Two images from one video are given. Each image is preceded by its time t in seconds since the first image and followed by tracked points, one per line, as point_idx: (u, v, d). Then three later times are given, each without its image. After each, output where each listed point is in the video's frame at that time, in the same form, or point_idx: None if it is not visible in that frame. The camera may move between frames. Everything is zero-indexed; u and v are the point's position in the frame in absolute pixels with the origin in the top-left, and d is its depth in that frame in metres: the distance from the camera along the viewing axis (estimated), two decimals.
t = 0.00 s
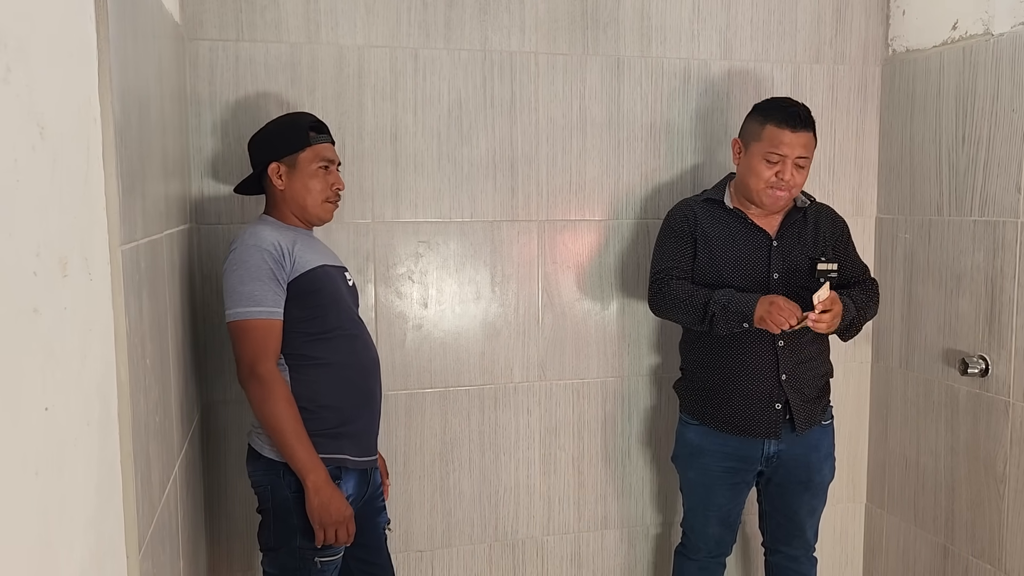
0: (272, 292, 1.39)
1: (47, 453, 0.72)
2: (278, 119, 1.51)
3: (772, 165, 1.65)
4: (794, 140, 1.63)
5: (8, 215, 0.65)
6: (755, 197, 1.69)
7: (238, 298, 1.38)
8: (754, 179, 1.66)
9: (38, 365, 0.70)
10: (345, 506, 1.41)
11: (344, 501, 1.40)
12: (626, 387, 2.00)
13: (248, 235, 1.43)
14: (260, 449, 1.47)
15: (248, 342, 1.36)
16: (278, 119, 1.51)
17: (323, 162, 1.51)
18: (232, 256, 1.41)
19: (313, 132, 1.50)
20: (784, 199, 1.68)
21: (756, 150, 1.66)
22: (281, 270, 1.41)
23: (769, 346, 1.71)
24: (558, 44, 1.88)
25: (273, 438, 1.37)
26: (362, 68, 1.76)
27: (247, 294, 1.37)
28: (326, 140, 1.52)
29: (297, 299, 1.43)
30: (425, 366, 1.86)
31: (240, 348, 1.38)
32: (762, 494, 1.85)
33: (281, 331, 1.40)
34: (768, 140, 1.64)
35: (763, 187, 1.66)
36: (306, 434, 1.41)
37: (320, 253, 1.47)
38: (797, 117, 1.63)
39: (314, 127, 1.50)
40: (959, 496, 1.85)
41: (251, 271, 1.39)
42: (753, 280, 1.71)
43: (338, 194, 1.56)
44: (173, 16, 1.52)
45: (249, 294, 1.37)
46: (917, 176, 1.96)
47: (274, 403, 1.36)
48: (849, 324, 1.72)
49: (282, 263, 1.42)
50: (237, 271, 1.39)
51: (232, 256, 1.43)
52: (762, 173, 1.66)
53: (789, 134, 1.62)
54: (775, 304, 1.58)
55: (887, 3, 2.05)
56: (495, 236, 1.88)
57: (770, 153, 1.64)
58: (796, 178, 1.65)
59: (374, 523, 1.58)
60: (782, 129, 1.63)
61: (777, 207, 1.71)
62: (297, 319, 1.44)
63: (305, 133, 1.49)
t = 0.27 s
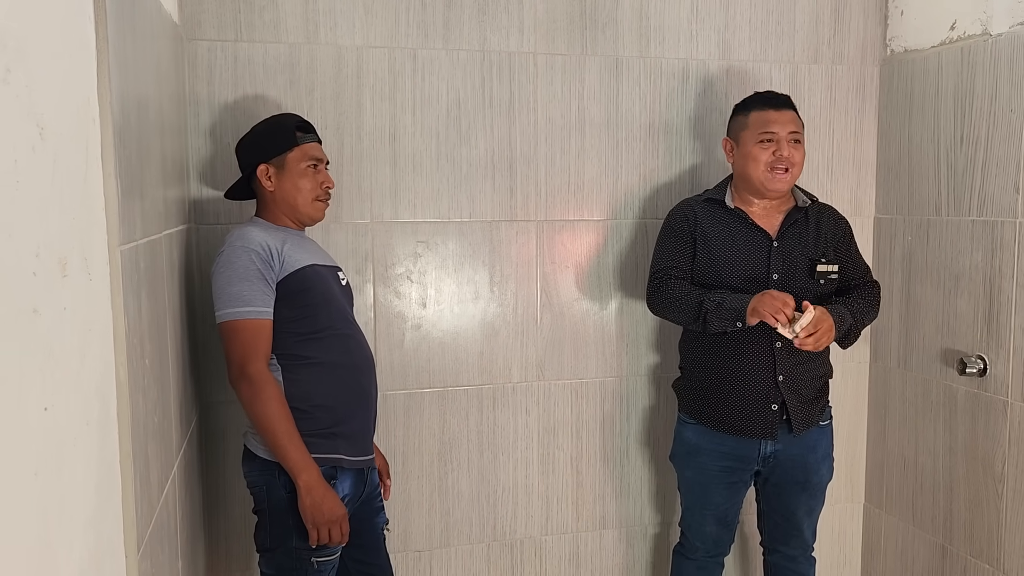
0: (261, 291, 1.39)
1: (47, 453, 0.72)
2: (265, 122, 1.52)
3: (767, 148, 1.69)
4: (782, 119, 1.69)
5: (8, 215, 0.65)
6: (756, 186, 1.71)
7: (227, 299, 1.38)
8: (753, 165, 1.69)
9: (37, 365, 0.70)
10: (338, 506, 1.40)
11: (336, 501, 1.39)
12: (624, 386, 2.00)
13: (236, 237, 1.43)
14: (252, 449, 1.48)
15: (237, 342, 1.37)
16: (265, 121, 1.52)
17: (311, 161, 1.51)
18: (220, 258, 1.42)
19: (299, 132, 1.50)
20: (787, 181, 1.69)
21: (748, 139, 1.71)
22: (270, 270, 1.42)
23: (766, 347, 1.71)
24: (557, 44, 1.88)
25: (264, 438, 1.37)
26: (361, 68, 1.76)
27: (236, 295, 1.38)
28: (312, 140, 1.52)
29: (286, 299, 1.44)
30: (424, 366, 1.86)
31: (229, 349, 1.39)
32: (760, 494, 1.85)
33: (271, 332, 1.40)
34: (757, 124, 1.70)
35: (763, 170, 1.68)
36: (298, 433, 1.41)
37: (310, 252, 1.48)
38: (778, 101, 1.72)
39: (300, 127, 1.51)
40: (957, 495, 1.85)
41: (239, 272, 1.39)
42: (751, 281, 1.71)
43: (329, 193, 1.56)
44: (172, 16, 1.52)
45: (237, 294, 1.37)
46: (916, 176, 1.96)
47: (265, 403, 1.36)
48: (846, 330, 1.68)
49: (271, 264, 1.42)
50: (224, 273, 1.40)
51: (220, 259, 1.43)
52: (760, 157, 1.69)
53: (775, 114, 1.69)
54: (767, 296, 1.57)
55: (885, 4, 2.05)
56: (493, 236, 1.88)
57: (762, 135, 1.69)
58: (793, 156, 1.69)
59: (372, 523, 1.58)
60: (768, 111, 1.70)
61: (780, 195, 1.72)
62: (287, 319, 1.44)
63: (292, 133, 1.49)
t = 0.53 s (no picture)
0: (253, 291, 1.40)
1: (41, 452, 0.72)
2: (256, 124, 1.52)
3: (757, 144, 1.70)
4: (767, 114, 1.71)
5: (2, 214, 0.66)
6: (751, 182, 1.71)
7: (220, 300, 1.39)
8: (744, 162, 1.70)
9: (31, 365, 0.71)
10: (327, 509, 1.40)
11: (325, 504, 1.39)
12: (621, 386, 2.01)
13: (229, 238, 1.44)
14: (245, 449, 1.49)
15: (230, 342, 1.37)
16: (256, 124, 1.52)
17: (304, 162, 1.52)
18: (214, 260, 1.43)
19: (291, 133, 1.51)
20: (781, 172, 1.70)
21: (736, 139, 1.72)
22: (262, 271, 1.43)
23: (763, 346, 1.72)
24: (555, 44, 1.88)
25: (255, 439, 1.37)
26: (359, 69, 1.76)
27: (228, 296, 1.38)
28: (304, 140, 1.53)
29: (280, 299, 1.44)
30: (422, 366, 1.87)
31: (222, 349, 1.39)
32: (757, 494, 1.86)
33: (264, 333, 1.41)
34: (743, 122, 1.72)
35: (756, 165, 1.69)
36: (289, 434, 1.41)
37: (304, 252, 1.49)
38: (761, 99, 1.74)
39: (292, 128, 1.51)
40: (954, 495, 1.85)
41: (231, 273, 1.40)
42: (749, 279, 1.72)
43: (323, 193, 1.56)
44: (170, 17, 1.52)
45: (229, 295, 1.38)
46: (913, 176, 1.97)
47: (257, 403, 1.36)
48: (842, 329, 1.68)
49: (263, 264, 1.43)
50: (217, 274, 1.41)
51: (213, 260, 1.44)
52: (751, 154, 1.70)
53: (760, 111, 1.71)
54: (759, 295, 1.58)
55: (883, 4, 2.06)
56: (491, 236, 1.88)
57: (750, 132, 1.70)
58: (783, 150, 1.70)
59: (368, 523, 1.58)
60: (752, 109, 1.72)
61: (775, 188, 1.72)
62: (281, 319, 1.45)
63: (284, 134, 1.50)
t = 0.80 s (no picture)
0: (252, 290, 1.40)
1: (38, 450, 0.73)
2: (254, 125, 1.52)
3: (750, 163, 1.70)
4: (762, 133, 1.69)
5: None
6: (743, 198, 1.73)
7: (219, 298, 1.39)
8: (736, 182, 1.71)
9: (27, 363, 0.71)
10: (323, 508, 1.41)
11: (321, 503, 1.40)
12: (618, 386, 2.01)
13: (229, 236, 1.45)
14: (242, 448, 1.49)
15: (228, 340, 1.38)
16: (254, 124, 1.52)
17: (303, 163, 1.52)
18: (214, 258, 1.43)
19: (289, 134, 1.51)
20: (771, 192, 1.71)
21: (730, 154, 1.72)
22: (262, 270, 1.43)
23: (758, 344, 1.73)
24: (552, 45, 1.89)
25: (252, 438, 1.38)
26: (356, 69, 1.77)
27: (228, 294, 1.39)
28: (303, 141, 1.53)
29: (279, 298, 1.45)
30: (419, 366, 1.87)
31: (220, 347, 1.39)
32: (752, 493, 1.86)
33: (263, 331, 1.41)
34: (737, 140, 1.70)
35: (747, 187, 1.70)
36: (286, 433, 1.42)
37: (303, 252, 1.49)
38: (756, 112, 1.70)
39: (291, 129, 1.52)
40: (949, 494, 1.86)
41: (231, 272, 1.40)
42: (742, 278, 1.73)
43: (322, 193, 1.57)
44: (167, 18, 1.53)
45: (228, 293, 1.39)
46: (908, 177, 1.97)
47: (254, 402, 1.37)
48: (838, 321, 1.70)
49: (263, 263, 1.43)
50: (217, 272, 1.41)
51: (213, 258, 1.44)
52: (743, 173, 1.70)
53: (755, 129, 1.68)
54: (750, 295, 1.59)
55: (878, 5, 2.07)
56: (488, 236, 1.89)
57: (743, 151, 1.69)
58: (776, 168, 1.70)
59: (364, 523, 1.59)
60: (747, 125, 1.69)
61: (766, 203, 1.74)
62: (280, 318, 1.45)
63: (283, 136, 1.50)
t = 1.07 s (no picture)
0: (253, 290, 1.40)
1: (33, 451, 0.73)
2: (257, 126, 1.52)
3: (742, 160, 1.71)
4: (755, 130, 1.70)
5: None
6: (735, 195, 1.74)
7: (219, 297, 1.39)
8: (728, 178, 1.72)
9: (23, 365, 0.72)
10: (320, 508, 1.41)
11: (318, 503, 1.40)
12: (614, 386, 2.02)
13: (230, 236, 1.45)
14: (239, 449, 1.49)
15: (228, 339, 1.38)
16: (257, 125, 1.52)
17: (305, 165, 1.53)
18: (214, 257, 1.43)
19: (292, 136, 1.51)
20: (764, 189, 1.71)
21: (723, 151, 1.73)
22: (263, 269, 1.43)
23: (753, 344, 1.73)
24: (547, 45, 1.89)
25: (250, 437, 1.38)
26: (352, 70, 1.77)
27: (228, 293, 1.39)
28: (306, 143, 1.53)
29: (279, 298, 1.45)
30: (415, 366, 1.88)
31: (219, 347, 1.39)
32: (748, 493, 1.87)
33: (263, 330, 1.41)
34: (730, 137, 1.71)
35: (739, 183, 1.70)
36: (283, 433, 1.42)
37: (303, 253, 1.50)
38: (750, 110, 1.72)
39: (294, 131, 1.52)
40: (944, 493, 1.86)
41: (232, 271, 1.40)
42: (737, 278, 1.73)
43: (323, 196, 1.57)
44: (163, 18, 1.53)
45: (229, 292, 1.39)
46: (903, 177, 1.98)
47: (253, 401, 1.37)
48: (839, 317, 1.69)
49: (263, 263, 1.44)
50: (217, 271, 1.41)
51: (213, 257, 1.44)
52: (735, 170, 1.71)
53: (748, 127, 1.70)
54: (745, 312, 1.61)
55: (873, 6, 2.07)
56: (484, 236, 1.89)
57: (736, 148, 1.70)
58: (768, 165, 1.70)
59: (360, 523, 1.59)
60: (740, 123, 1.71)
61: (759, 201, 1.74)
62: (279, 318, 1.45)
63: (285, 137, 1.50)
